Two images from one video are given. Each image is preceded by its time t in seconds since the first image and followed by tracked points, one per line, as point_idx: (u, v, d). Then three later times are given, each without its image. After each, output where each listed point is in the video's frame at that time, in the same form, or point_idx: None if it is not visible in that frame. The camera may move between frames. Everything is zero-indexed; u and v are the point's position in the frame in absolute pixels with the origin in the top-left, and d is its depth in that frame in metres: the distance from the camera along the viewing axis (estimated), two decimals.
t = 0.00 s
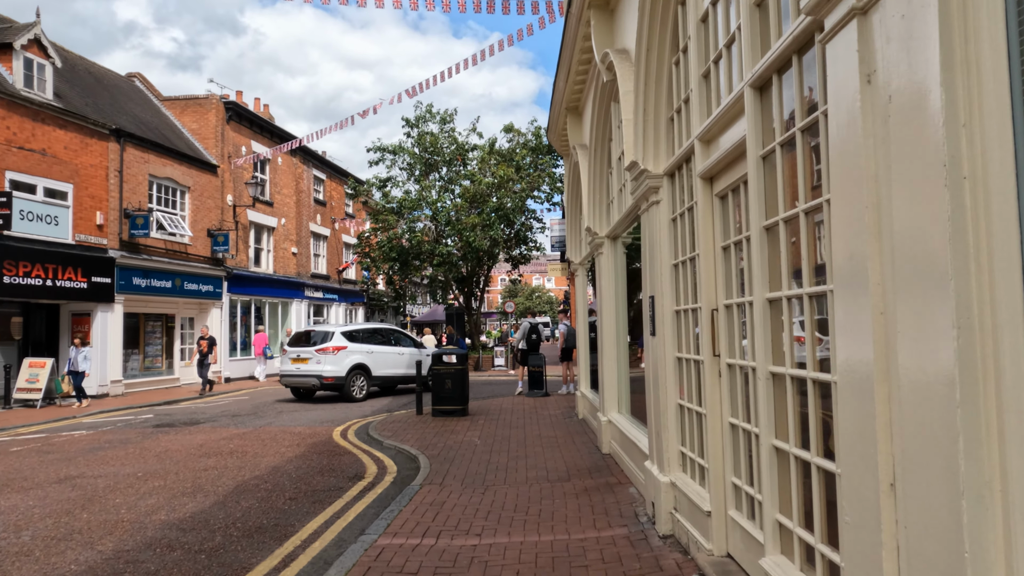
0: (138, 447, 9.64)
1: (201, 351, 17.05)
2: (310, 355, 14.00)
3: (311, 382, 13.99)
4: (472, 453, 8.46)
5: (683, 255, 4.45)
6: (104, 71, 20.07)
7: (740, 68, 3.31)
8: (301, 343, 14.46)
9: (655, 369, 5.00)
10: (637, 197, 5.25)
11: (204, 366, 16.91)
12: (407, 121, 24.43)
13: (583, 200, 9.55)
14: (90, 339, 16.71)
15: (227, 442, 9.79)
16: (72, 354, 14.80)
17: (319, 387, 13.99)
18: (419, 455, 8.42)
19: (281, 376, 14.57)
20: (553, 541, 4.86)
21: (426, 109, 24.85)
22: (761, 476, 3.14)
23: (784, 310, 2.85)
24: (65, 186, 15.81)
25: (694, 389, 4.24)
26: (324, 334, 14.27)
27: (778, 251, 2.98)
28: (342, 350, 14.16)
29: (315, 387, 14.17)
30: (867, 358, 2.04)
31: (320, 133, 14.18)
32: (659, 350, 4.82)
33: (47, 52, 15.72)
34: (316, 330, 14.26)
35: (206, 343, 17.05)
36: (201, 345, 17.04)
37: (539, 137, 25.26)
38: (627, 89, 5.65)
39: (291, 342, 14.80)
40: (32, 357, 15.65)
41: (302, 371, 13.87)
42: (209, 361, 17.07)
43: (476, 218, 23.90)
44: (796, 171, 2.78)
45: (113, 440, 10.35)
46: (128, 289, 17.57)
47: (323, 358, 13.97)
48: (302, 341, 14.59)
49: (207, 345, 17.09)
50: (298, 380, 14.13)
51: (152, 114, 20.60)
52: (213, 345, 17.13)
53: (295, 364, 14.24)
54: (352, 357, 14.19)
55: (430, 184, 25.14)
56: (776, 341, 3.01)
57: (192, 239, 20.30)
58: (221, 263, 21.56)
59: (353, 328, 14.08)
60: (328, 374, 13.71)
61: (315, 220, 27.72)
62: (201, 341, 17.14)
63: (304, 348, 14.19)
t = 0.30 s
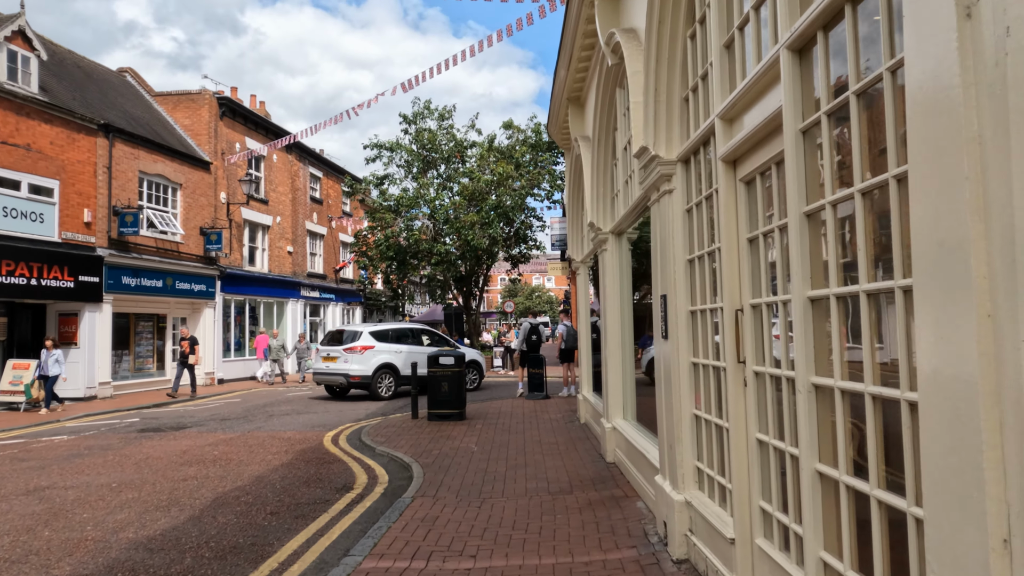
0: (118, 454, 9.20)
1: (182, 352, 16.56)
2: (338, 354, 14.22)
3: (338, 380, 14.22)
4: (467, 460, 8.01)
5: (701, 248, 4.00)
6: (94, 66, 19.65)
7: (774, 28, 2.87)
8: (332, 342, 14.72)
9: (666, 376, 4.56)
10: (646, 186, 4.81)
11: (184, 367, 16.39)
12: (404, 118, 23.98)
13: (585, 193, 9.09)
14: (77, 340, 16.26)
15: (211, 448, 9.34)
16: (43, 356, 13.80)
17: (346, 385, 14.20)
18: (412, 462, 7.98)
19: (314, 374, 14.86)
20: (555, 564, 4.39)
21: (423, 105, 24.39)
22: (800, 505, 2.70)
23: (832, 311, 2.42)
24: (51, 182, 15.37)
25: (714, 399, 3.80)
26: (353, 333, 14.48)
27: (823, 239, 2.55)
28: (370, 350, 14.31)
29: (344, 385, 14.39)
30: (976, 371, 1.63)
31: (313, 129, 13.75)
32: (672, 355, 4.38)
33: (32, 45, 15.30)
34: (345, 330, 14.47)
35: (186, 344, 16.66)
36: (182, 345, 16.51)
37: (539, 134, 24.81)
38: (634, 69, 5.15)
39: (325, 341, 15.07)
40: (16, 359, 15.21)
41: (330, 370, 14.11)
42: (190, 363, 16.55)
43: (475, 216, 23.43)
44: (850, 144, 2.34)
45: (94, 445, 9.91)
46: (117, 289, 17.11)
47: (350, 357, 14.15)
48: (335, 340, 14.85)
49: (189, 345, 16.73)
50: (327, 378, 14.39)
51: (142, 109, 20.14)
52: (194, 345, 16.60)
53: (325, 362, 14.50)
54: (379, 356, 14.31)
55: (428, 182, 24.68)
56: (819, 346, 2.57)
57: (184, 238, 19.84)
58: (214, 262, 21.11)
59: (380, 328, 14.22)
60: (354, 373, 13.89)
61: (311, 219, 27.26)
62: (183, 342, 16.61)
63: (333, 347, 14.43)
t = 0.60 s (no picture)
0: (95, 462, 8.74)
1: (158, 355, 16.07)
2: (367, 355, 14.49)
3: (368, 380, 14.50)
4: (459, 469, 7.57)
5: (720, 239, 3.58)
6: (81, 62, 19.21)
7: None
8: (363, 344, 15.02)
9: (678, 382, 4.14)
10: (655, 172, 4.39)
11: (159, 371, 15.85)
12: (399, 115, 23.56)
13: (585, 187, 8.65)
14: (61, 342, 15.79)
15: (193, 456, 8.88)
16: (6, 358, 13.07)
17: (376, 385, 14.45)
18: (403, 472, 7.54)
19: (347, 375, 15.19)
20: None
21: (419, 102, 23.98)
22: (853, 539, 2.29)
23: (899, 306, 2.02)
24: (34, 179, 14.92)
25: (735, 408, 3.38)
26: (383, 335, 14.70)
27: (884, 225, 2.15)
28: (398, 350, 14.51)
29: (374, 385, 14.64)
30: None
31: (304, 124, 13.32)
32: (685, 359, 3.96)
33: (15, 38, 14.86)
34: (375, 331, 14.74)
35: (162, 347, 16.22)
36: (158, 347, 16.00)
37: (537, 132, 24.41)
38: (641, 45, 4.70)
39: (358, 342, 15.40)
40: None
41: (359, 371, 14.39)
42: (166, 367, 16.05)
43: (471, 216, 22.99)
44: (922, 104, 1.94)
45: (71, 453, 9.45)
46: (103, 290, 16.65)
47: (378, 358, 14.39)
48: (367, 342, 15.09)
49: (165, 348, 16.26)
50: (358, 378, 14.68)
51: (131, 106, 19.70)
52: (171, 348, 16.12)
53: (356, 363, 14.79)
54: (406, 357, 14.48)
55: (424, 181, 24.24)
56: (878, 348, 2.17)
57: (173, 237, 19.37)
58: (205, 263, 20.64)
59: (406, 329, 14.37)
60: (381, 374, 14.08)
61: (306, 219, 26.82)
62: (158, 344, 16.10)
63: (362, 348, 14.71)
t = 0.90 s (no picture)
0: (65, 471, 8.23)
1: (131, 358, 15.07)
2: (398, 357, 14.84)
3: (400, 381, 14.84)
4: (450, 480, 7.09)
5: (743, 224, 3.12)
6: (66, 57, 18.72)
7: None
8: (397, 346, 15.40)
9: (690, 388, 3.68)
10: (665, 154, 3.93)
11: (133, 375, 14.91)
12: (394, 113, 23.10)
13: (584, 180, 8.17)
14: (43, 345, 15.26)
15: (169, 465, 8.38)
16: None
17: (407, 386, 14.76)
18: (390, 482, 7.05)
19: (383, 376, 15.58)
20: None
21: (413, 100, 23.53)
22: None
23: (1006, 290, 1.58)
24: (14, 176, 14.42)
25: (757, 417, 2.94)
26: (415, 336, 15.01)
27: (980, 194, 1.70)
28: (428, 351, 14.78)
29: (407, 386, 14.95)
30: None
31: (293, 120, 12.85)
32: (699, 363, 3.50)
33: None
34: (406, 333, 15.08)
35: (136, 350, 15.23)
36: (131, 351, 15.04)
37: (534, 131, 23.97)
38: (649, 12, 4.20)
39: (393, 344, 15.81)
40: None
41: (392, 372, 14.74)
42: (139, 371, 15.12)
43: (467, 215, 22.53)
44: None
45: (43, 462, 8.94)
46: (87, 291, 16.13)
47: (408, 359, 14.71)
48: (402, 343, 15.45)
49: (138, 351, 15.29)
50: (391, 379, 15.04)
51: (118, 103, 19.20)
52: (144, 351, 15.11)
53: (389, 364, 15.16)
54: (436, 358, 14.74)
55: (418, 180, 23.77)
56: (966, 351, 1.72)
57: (161, 237, 18.86)
58: (194, 263, 20.13)
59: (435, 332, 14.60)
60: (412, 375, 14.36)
61: (299, 219, 26.34)
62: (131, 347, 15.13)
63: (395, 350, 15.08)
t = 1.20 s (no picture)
0: (38, 483, 7.75)
1: (105, 361, 14.02)
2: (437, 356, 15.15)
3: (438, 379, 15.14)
4: (447, 492, 6.64)
5: (792, 208, 2.68)
6: (53, 52, 18.24)
7: None
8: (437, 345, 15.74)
9: (719, 400, 3.26)
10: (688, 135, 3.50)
11: (106, 379, 13.86)
12: (390, 109, 22.65)
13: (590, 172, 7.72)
14: (26, 347, 14.81)
15: (150, 476, 7.90)
16: None
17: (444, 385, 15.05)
18: (384, 494, 6.61)
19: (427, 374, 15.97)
20: None
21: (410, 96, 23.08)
22: None
23: None
24: None
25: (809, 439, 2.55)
26: (454, 335, 15.28)
27: None
28: (464, 351, 14.97)
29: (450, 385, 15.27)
30: None
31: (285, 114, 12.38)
32: (731, 372, 3.07)
33: None
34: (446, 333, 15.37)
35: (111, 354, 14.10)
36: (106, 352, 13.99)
37: (533, 128, 23.54)
38: None
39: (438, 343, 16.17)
40: None
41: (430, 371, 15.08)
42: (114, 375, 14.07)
43: (465, 214, 22.05)
44: None
45: (18, 472, 8.46)
46: (73, 291, 15.65)
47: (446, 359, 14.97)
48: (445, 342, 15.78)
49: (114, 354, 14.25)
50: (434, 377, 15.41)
51: (106, 99, 18.72)
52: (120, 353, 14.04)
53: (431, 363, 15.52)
54: (473, 359, 14.94)
55: (415, 178, 23.30)
56: None
57: (150, 237, 18.38)
58: (185, 263, 19.64)
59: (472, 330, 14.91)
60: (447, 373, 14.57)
61: (293, 218, 25.87)
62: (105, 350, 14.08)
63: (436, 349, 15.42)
